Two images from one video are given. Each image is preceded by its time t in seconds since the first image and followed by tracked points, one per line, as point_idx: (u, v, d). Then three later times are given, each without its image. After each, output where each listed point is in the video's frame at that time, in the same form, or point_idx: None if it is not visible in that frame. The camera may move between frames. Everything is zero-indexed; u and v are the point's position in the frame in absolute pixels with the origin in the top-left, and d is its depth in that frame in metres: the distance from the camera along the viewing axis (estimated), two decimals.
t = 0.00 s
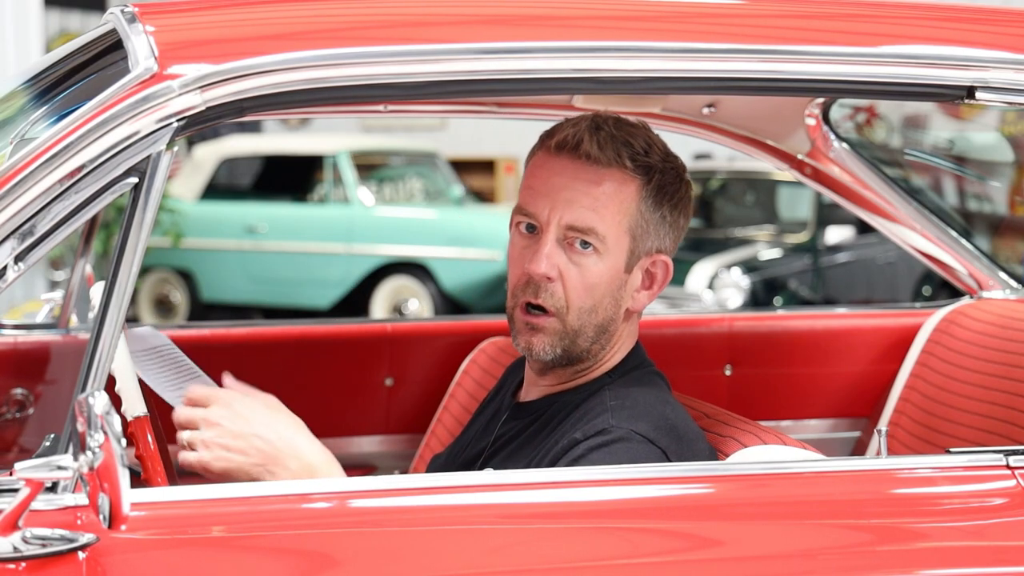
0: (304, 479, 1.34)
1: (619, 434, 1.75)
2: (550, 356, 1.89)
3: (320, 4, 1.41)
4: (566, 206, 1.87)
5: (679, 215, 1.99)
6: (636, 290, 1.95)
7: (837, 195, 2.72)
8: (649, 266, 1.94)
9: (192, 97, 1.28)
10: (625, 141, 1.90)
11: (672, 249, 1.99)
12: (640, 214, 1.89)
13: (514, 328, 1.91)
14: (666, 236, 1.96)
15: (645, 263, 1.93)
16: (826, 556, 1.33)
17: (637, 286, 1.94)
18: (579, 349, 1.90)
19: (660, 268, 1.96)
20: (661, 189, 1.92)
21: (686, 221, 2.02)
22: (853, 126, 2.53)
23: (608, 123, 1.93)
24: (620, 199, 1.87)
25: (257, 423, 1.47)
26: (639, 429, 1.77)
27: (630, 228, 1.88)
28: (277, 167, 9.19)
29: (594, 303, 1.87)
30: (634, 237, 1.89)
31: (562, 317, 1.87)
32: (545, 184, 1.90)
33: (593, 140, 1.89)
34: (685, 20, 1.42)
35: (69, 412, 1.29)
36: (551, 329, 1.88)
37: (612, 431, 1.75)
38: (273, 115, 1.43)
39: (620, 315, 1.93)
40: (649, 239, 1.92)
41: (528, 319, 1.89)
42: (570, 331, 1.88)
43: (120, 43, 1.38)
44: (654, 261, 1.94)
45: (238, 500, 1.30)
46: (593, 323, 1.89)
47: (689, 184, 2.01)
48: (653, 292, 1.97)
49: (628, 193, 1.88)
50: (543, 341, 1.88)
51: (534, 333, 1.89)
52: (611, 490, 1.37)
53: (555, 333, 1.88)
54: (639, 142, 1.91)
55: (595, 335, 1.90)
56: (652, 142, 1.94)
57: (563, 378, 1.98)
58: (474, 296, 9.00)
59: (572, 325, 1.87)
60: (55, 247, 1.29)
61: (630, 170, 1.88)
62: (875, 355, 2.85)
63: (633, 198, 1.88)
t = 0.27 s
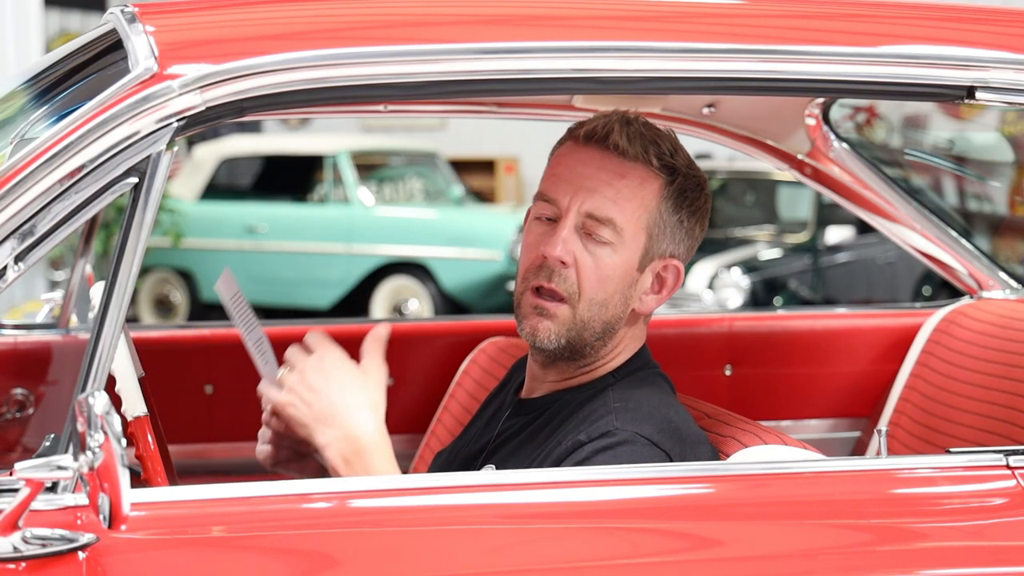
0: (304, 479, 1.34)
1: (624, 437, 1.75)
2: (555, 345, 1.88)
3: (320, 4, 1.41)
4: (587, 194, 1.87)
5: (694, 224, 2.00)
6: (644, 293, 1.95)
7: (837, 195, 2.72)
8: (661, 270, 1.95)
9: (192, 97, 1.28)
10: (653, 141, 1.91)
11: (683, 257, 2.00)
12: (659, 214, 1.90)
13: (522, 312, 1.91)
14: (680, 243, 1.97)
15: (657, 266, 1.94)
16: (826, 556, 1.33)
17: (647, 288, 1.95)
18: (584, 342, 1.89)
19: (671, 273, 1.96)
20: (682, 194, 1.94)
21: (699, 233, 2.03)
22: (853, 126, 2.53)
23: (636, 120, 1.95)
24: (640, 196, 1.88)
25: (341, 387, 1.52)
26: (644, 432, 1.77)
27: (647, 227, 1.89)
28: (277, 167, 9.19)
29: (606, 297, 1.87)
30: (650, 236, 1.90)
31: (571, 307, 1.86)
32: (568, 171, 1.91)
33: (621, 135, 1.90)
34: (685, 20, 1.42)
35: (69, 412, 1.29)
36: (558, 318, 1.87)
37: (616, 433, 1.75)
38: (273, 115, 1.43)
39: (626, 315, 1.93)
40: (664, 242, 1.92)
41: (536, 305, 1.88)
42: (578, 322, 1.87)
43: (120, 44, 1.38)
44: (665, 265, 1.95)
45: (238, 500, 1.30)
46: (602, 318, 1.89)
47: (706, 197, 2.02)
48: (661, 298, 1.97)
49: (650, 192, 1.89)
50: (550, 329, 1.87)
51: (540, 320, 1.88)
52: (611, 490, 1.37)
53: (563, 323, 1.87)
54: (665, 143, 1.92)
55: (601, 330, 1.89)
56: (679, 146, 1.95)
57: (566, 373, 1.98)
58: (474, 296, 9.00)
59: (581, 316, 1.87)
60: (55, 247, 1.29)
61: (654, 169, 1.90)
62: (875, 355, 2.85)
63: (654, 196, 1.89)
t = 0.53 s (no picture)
0: (304, 478, 1.34)
1: (628, 437, 1.75)
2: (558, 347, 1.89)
3: (320, 4, 1.41)
4: (580, 199, 1.88)
5: (689, 219, 1.99)
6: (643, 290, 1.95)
7: (837, 195, 2.72)
8: (659, 266, 1.95)
9: (192, 97, 1.28)
10: (644, 140, 1.91)
11: (680, 252, 1.99)
12: (653, 213, 1.90)
13: (523, 320, 1.92)
14: (675, 238, 1.96)
15: (656, 263, 1.94)
16: (826, 556, 1.33)
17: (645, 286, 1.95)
18: (586, 344, 1.90)
19: (670, 269, 1.96)
20: (675, 190, 1.94)
21: (695, 227, 2.02)
22: (853, 126, 2.53)
23: (626, 120, 1.95)
24: (634, 196, 1.88)
25: (310, 387, 1.41)
26: (648, 433, 1.77)
27: (643, 226, 1.89)
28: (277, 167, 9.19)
29: (605, 299, 1.87)
30: (646, 235, 1.89)
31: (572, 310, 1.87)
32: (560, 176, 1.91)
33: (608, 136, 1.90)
34: (685, 20, 1.42)
35: (69, 412, 1.29)
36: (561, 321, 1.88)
37: (620, 434, 1.76)
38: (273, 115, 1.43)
39: (626, 313, 1.94)
40: (660, 240, 1.92)
41: (536, 310, 1.89)
42: (580, 324, 1.88)
43: (120, 44, 1.38)
44: (663, 262, 1.95)
45: (238, 500, 1.30)
46: (603, 319, 1.89)
47: (698, 191, 2.01)
48: (660, 294, 1.97)
49: (643, 190, 1.89)
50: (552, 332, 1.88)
51: (541, 324, 1.89)
52: (611, 490, 1.37)
53: (565, 326, 1.88)
54: (655, 142, 1.92)
55: (602, 332, 1.90)
56: (668, 143, 1.95)
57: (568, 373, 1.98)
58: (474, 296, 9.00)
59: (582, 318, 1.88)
60: (55, 247, 1.28)
61: (646, 168, 1.89)
62: (875, 355, 2.85)
63: (648, 194, 1.89)
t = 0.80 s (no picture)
0: (304, 479, 1.34)
1: (620, 435, 1.75)
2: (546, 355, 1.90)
3: (320, 4, 1.41)
4: (542, 207, 1.87)
5: (659, 206, 1.98)
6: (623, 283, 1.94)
7: (837, 195, 2.72)
8: (634, 257, 1.94)
9: (192, 97, 1.28)
10: (599, 137, 1.90)
11: (655, 240, 1.98)
12: (619, 207, 1.89)
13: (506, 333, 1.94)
14: (648, 228, 1.95)
15: (631, 256, 1.93)
16: (826, 556, 1.33)
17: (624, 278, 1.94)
18: (573, 348, 1.90)
19: (645, 258, 1.95)
20: (639, 181, 1.92)
21: (668, 213, 2.02)
22: (853, 126, 2.53)
23: (580, 119, 1.94)
24: (596, 195, 1.87)
25: (275, 405, 1.44)
26: (641, 430, 1.77)
27: (610, 221, 1.88)
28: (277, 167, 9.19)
29: (584, 299, 1.88)
30: (615, 230, 1.89)
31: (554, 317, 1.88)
32: (520, 187, 1.91)
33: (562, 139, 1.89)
34: (685, 20, 1.42)
35: (69, 412, 1.29)
36: (545, 330, 1.89)
37: (613, 431, 1.75)
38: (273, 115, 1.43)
39: (609, 309, 1.93)
40: (631, 233, 1.91)
41: (517, 323, 1.90)
42: (565, 330, 1.89)
43: (120, 43, 1.38)
44: (638, 253, 1.94)
45: (238, 500, 1.30)
46: (584, 320, 1.89)
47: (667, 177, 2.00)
48: (640, 285, 1.96)
49: (604, 186, 1.88)
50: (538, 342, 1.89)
51: (526, 335, 1.90)
52: (611, 491, 1.37)
53: (551, 334, 1.89)
54: (612, 137, 1.91)
55: (587, 333, 1.90)
56: (626, 135, 1.94)
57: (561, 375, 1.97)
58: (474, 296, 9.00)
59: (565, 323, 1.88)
60: (55, 247, 1.28)
61: (605, 164, 1.88)
62: (875, 355, 2.85)
63: (611, 190, 1.88)
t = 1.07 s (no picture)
0: (304, 479, 1.34)
1: (617, 433, 1.75)
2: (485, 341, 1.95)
3: (320, 4, 1.41)
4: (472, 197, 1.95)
5: (598, 196, 1.86)
6: (556, 274, 1.88)
7: (837, 195, 2.72)
8: (562, 246, 1.86)
9: (192, 97, 1.28)
10: (520, 125, 1.90)
11: (595, 230, 1.86)
12: (528, 193, 1.86)
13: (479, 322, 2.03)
14: (574, 215, 1.85)
15: (554, 245, 1.86)
16: (826, 556, 1.33)
17: (555, 269, 1.88)
18: (507, 333, 1.93)
19: (574, 248, 1.86)
20: (557, 167, 1.85)
21: (619, 202, 1.87)
22: (852, 125, 2.55)
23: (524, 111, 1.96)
24: (500, 181, 1.88)
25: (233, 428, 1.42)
26: (637, 429, 1.77)
27: (518, 208, 1.86)
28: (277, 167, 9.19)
29: (497, 284, 1.89)
30: (525, 216, 1.86)
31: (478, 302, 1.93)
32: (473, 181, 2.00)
33: (479, 129, 1.93)
34: (685, 20, 1.42)
35: (69, 412, 1.29)
36: (476, 316, 1.94)
37: (609, 430, 1.76)
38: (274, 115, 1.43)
39: (542, 298, 1.90)
40: (548, 220, 1.85)
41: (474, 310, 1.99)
42: (490, 315, 1.92)
43: (120, 44, 1.38)
44: (564, 242, 1.86)
45: (238, 500, 1.30)
46: (505, 305, 1.90)
47: (612, 164, 1.87)
48: (573, 275, 1.87)
49: (510, 172, 1.88)
50: (474, 328, 1.95)
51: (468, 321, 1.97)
52: (611, 491, 1.37)
53: (479, 319, 1.94)
54: (535, 125, 1.90)
55: (516, 318, 1.91)
56: (558, 122, 1.90)
57: (555, 373, 1.98)
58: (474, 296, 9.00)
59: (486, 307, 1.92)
60: (55, 247, 1.28)
61: (512, 151, 1.88)
62: (875, 355, 2.85)
63: (516, 176, 1.87)
